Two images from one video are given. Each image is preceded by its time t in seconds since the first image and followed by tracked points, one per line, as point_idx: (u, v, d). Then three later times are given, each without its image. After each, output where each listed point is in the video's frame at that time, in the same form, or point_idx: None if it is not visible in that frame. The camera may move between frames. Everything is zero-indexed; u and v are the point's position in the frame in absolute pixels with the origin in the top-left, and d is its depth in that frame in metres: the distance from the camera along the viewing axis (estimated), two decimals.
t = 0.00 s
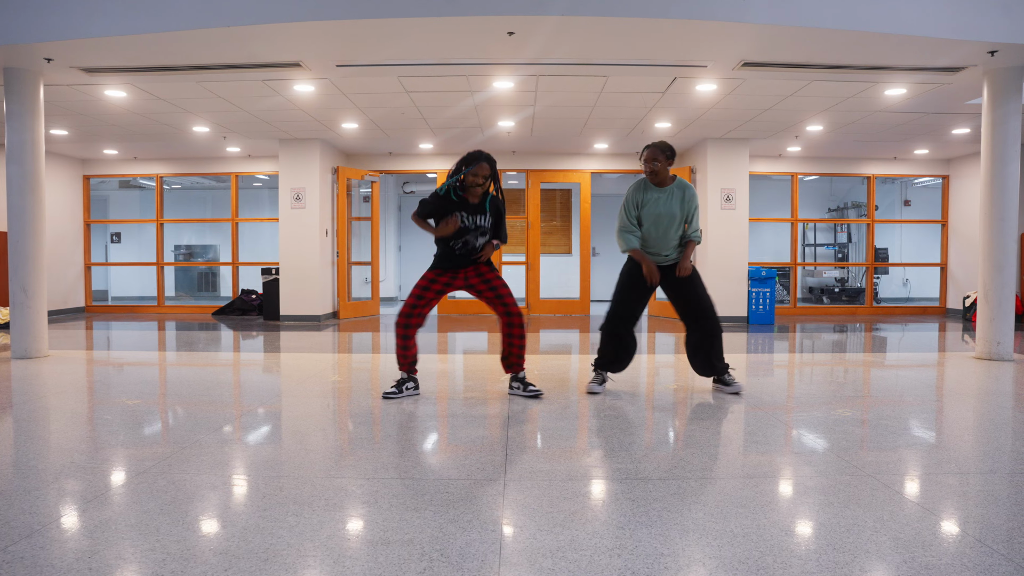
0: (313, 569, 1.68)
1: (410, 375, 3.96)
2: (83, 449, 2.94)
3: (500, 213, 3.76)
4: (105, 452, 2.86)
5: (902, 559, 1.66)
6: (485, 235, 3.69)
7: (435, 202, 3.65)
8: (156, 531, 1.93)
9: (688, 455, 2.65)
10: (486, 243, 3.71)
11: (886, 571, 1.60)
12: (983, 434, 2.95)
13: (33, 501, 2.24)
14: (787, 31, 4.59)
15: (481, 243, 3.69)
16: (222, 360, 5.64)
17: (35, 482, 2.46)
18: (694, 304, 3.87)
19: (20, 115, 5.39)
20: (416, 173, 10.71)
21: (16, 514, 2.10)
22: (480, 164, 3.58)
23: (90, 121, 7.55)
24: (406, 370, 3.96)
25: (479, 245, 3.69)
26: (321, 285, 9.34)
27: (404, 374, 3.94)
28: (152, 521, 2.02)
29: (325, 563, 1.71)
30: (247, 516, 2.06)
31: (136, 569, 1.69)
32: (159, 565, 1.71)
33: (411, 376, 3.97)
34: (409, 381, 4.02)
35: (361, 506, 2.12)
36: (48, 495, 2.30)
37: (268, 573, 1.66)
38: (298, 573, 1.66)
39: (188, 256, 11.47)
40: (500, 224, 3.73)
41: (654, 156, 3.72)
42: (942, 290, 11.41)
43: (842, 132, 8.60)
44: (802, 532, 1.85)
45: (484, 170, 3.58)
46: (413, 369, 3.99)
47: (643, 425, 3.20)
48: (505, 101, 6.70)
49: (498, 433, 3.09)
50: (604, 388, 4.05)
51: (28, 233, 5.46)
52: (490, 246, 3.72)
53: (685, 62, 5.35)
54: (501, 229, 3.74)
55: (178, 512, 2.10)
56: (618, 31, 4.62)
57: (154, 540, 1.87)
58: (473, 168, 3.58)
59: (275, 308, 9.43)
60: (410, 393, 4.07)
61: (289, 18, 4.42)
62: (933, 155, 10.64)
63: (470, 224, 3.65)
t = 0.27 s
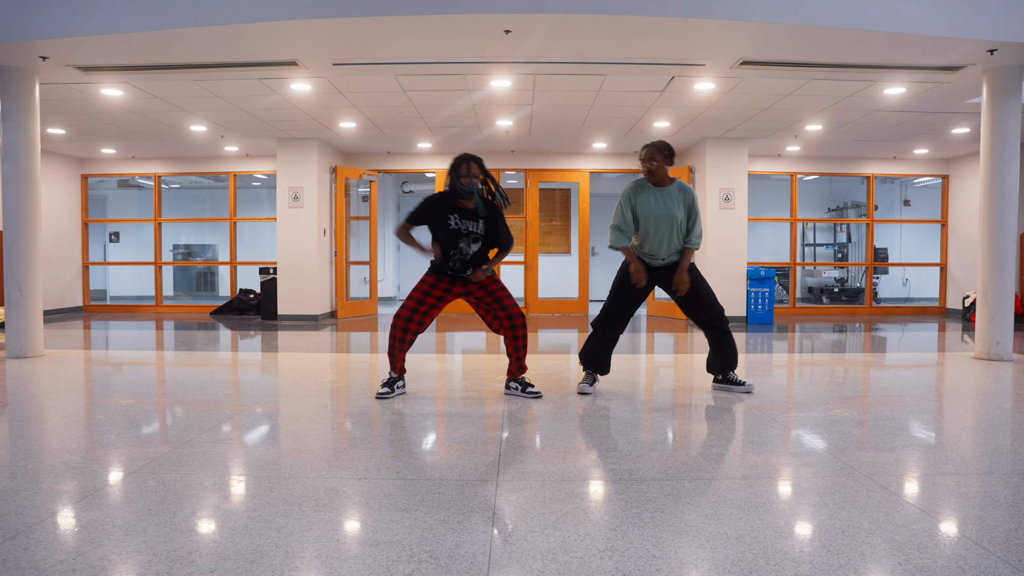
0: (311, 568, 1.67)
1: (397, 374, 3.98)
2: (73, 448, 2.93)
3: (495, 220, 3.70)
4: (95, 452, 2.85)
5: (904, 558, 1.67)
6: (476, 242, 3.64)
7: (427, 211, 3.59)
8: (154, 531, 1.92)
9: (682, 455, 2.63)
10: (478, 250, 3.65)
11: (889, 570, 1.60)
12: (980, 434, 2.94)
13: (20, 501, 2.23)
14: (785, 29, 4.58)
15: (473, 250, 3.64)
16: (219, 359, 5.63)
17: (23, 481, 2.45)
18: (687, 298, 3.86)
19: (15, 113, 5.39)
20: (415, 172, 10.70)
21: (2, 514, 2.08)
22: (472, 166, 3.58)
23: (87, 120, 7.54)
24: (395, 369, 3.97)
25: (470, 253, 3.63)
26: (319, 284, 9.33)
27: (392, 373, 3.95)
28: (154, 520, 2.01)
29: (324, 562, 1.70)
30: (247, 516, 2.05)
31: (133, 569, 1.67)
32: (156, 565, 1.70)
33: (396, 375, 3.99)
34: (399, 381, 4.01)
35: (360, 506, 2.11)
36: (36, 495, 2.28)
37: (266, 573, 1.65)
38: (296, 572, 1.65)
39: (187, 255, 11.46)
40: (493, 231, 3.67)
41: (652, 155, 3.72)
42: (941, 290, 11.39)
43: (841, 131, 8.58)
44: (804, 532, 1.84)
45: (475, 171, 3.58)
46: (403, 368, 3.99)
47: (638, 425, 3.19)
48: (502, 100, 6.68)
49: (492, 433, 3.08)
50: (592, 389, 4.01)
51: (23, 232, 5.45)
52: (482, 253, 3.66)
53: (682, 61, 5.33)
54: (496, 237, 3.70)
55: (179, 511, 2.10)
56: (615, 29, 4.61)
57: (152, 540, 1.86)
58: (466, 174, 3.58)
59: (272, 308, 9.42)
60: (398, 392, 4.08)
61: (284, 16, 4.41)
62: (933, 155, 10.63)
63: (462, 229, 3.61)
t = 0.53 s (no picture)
0: (304, 568, 1.66)
1: (386, 375, 3.97)
2: (55, 449, 2.90)
3: (493, 211, 3.67)
4: (75, 453, 2.82)
5: (903, 554, 1.68)
6: (474, 231, 3.60)
7: (420, 205, 3.62)
8: (151, 531, 1.91)
9: (672, 456, 2.61)
10: (475, 242, 3.62)
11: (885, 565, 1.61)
12: (972, 433, 2.91)
13: None
14: (779, 26, 4.55)
15: (471, 240, 3.60)
16: (213, 360, 5.59)
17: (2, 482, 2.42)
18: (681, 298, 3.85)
19: (5, 111, 5.36)
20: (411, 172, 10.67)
21: None
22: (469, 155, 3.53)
23: (80, 119, 7.51)
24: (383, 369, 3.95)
25: (467, 242, 3.60)
26: (314, 284, 9.30)
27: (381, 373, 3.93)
28: (150, 520, 1.99)
29: (318, 563, 1.69)
30: (242, 516, 2.03)
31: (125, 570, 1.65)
32: (150, 564, 1.69)
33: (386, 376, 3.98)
34: (388, 381, 4.00)
35: (356, 506, 2.09)
36: (12, 496, 2.26)
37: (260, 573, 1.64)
38: (289, 572, 1.64)
39: (183, 255, 11.43)
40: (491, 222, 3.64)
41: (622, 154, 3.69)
42: (939, 289, 11.37)
43: (837, 130, 8.56)
44: (801, 531, 1.84)
45: (473, 160, 3.51)
46: (391, 368, 3.97)
47: (628, 425, 3.16)
48: (496, 98, 6.66)
49: (481, 433, 3.05)
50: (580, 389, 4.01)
51: (13, 231, 5.43)
52: (479, 243, 3.62)
53: (675, 58, 5.31)
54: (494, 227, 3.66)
55: (174, 511, 2.08)
56: (607, 26, 4.58)
57: (149, 540, 1.84)
58: (459, 164, 3.52)
59: (267, 308, 9.39)
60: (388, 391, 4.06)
61: (274, 13, 4.39)
62: (930, 153, 10.62)
63: (459, 219, 3.59)
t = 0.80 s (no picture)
0: (300, 569, 1.65)
1: (378, 375, 3.95)
2: (40, 449, 2.89)
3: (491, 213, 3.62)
4: (59, 453, 2.81)
5: (902, 558, 1.65)
6: (470, 236, 3.59)
7: (420, 204, 3.60)
8: (145, 531, 1.89)
9: (661, 456, 2.59)
10: (470, 245, 3.61)
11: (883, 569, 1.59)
12: (965, 434, 2.90)
13: None
14: (773, 24, 4.54)
15: (467, 244, 3.60)
16: (211, 360, 5.57)
17: None
18: (681, 299, 3.84)
19: None
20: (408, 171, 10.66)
21: None
22: (467, 158, 3.50)
23: (74, 118, 7.50)
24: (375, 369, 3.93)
25: (463, 247, 3.59)
26: (309, 284, 9.29)
27: (372, 374, 3.92)
28: (145, 520, 1.98)
29: (313, 563, 1.68)
30: (237, 516, 2.02)
31: (119, 570, 1.64)
32: (144, 563, 1.68)
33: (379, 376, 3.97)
34: (379, 381, 3.99)
35: (352, 507, 2.08)
36: None
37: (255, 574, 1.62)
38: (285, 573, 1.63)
39: (180, 255, 11.42)
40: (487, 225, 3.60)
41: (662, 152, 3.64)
42: (937, 289, 11.34)
43: (834, 129, 8.54)
44: (799, 533, 1.82)
45: (471, 163, 3.48)
46: (382, 368, 3.97)
47: (619, 425, 3.14)
48: (491, 97, 6.64)
49: (472, 433, 3.04)
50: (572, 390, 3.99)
51: (6, 231, 5.42)
52: (475, 248, 3.61)
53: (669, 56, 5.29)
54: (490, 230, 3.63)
55: (168, 511, 2.06)
56: (601, 24, 4.57)
57: (144, 540, 1.83)
58: (458, 166, 3.50)
59: (263, 308, 9.38)
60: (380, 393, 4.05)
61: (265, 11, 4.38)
62: (928, 152, 10.60)
63: (456, 222, 3.56)
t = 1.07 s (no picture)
0: (292, 568, 1.65)
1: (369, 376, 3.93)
2: (29, 450, 2.88)
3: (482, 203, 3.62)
4: (47, 453, 2.80)
5: (892, 561, 1.64)
6: (473, 229, 3.57)
7: (414, 211, 3.55)
8: (140, 530, 1.90)
9: (653, 456, 2.59)
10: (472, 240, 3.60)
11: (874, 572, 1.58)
12: (956, 433, 2.90)
13: None
14: (769, 24, 4.53)
15: (470, 239, 3.58)
16: (206, 360, 5.57)
17: None
18: (683, 300, 3.84)
19: None
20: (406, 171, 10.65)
21: None
22: (446, 159, 3.50)
23: (70, 118, 7.50)
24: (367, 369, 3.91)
25: (467, 243, 3.58)
26: (306, 284, 9.29)
27: (365, 374, 3.90)
28: (140, 519, 1.98)
29: (306, 563, 1.68)
30: (233, 516, 2.02)
31: (113, 569, 1.64)
32: (136, 561, 1.69)
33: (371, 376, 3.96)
34: (371, 381, 3.97)
35: (347, 506, 2.08)
36: None
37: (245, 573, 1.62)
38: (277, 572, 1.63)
39: (178, 255, 11.41)
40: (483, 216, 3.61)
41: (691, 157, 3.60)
42: (936, 289, 11.32)
43: (832, 129, 8.53)
44: (795, 535, 1.81)
45: (451, 163, 3.48)
46: (375, 368, 3.95)
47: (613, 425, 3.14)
48: (487, 97, 6.64)
49: (465, 433, 3.03)
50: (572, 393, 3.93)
51: None
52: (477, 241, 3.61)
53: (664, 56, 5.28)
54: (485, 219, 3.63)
55: (165, 510, 2.07)
56: (595, 24, 4.56)
57: (138, 538, 1.83)
58: (439, 170, 3.51)
59: (260, 308, 9.37)
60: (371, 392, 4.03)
61: (258, 10, 4.37)
62: (926, 152, 10.60)
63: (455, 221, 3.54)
